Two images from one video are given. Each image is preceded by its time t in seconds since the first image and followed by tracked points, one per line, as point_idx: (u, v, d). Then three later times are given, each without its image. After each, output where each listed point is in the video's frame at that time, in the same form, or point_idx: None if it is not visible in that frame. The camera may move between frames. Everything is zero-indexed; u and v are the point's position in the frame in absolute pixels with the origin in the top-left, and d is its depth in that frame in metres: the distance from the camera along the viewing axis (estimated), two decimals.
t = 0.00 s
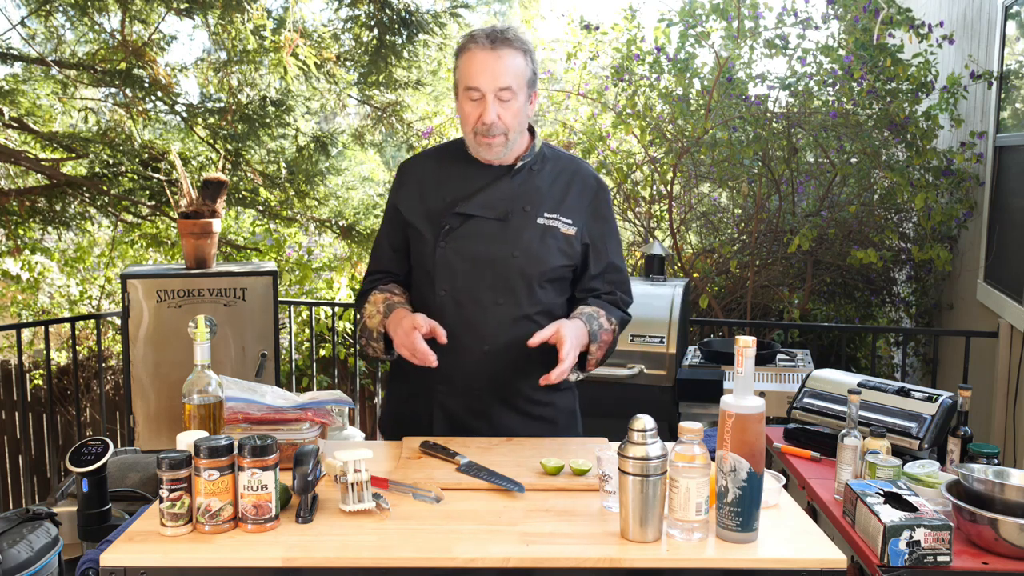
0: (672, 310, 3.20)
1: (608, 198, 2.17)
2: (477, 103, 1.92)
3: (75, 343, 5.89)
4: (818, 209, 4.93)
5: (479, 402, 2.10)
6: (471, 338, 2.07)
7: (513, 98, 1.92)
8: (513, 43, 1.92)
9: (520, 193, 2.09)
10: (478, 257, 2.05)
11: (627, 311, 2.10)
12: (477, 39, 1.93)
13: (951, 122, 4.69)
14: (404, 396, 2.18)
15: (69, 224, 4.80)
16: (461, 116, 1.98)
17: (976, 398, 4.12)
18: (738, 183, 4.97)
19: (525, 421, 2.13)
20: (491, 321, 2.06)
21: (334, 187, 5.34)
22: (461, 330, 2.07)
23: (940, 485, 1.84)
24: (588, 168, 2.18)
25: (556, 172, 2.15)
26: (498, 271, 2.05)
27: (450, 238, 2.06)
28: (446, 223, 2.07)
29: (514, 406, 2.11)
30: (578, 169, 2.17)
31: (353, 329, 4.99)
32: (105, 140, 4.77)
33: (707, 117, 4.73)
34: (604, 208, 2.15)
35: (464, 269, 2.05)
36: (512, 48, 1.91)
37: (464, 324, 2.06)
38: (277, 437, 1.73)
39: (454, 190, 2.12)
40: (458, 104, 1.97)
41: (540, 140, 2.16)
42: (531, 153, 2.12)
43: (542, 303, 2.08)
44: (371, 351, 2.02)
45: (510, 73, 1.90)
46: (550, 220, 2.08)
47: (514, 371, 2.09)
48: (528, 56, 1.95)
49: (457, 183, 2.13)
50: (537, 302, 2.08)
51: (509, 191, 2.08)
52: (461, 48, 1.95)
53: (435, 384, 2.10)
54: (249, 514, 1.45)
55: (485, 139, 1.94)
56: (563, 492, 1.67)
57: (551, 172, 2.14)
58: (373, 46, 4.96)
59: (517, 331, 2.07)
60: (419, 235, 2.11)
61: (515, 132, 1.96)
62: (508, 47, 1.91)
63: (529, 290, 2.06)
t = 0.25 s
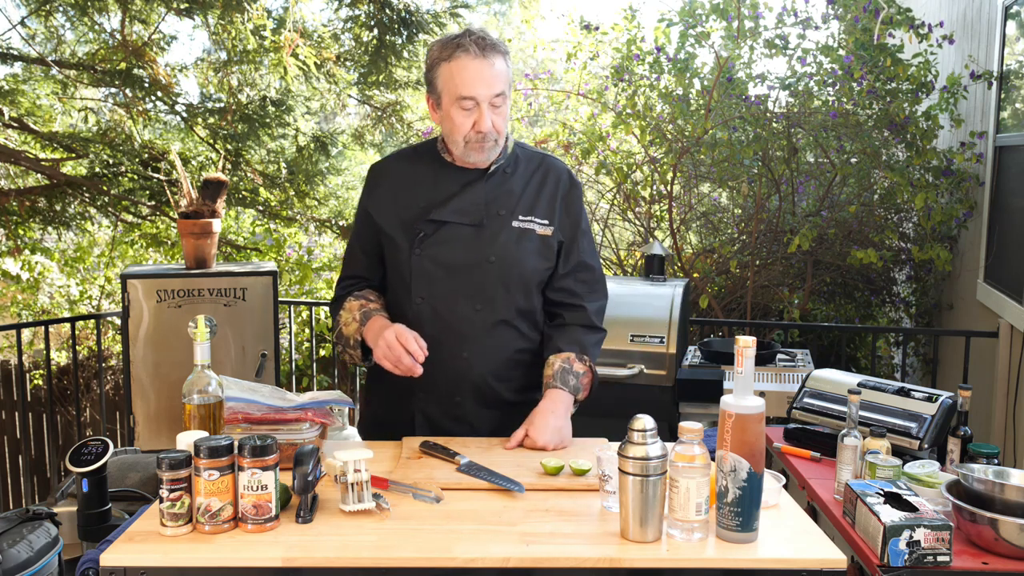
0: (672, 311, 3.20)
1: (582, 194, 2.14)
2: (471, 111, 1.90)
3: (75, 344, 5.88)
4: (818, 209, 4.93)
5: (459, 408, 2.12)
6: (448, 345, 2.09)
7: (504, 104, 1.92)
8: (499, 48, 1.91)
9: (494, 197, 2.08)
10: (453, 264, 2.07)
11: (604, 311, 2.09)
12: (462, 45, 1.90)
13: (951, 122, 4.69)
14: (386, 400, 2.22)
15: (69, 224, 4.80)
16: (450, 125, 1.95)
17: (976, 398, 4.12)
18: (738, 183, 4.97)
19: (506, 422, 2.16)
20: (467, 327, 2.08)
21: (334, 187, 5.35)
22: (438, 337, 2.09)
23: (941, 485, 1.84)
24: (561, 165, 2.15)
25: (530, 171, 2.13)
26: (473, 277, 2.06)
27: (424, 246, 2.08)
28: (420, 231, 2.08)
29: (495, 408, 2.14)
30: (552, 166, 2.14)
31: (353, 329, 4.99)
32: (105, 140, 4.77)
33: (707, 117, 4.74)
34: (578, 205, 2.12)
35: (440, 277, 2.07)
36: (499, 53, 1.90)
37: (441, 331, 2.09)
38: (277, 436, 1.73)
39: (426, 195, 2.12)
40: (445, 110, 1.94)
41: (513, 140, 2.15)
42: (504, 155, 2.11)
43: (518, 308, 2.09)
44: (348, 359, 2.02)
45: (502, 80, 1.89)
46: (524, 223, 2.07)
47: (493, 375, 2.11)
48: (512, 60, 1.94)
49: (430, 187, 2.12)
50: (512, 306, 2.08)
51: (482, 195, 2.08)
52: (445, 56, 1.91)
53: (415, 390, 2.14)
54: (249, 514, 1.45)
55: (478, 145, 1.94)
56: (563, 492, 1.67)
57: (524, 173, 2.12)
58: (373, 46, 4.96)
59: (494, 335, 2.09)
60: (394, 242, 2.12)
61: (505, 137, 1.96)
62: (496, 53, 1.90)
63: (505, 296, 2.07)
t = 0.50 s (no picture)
0: (672, 311, 3.20)
1: (569, 181, 2.14)
2: (465, 110, 1.89)
3: (75, 344, 5.88)
4: (818, 209, 4.93)
5: (465, 410, 2.12)
6: (450, 348, 2.09)
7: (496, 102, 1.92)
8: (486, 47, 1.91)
9: (485, 194, 2.08)
10: (450, 265, 2.06)
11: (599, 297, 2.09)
12: (452, 46, 1.90)
13: (951, 122, 4.69)
14: (389, 406, 2.21)
15: (69, 224, 4.80)
16: (442, 127, 1.94)
17: (976, 398, 4.12)
18: (738, 183, 4.97)
19: (513, 419, 2.17)
20: (469, 328, 2.08)
21: (335, 187, 5.35)
22: (439, 340, 2.09)
23: (941, 485, 1.84)
24: (546, 154, 2.15)
25: (516, 165, 2.13)
26: (471, 277, 2.06)
27: (420, 250, 2.07)
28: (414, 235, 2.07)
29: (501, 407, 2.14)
30: (537, 155, 2.15)
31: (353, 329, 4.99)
32: (105, 140, 4.77)
33: (707, 117, 4.73)
34: (567, 192, 2.12)
35: (438, 280, 2.07)
36: (489, 53, 1.91)
37: (442, 333, 2.09)
38: (277, 436, 1.73)
39: (416, 199, 2.11)
40: (437, 112, 1.93)
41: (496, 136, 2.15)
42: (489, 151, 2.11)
43: (516, 304, 2.09)
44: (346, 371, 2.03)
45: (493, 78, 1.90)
46: (518, 216, 2.07)
47: (497, 373, 2.11)
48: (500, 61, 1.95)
49: (418, 191, 2.12)
50: (511, 303, 2.08)
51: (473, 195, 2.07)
52: (435, 57, 1.91)
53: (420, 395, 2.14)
54: (249, 514, 1.45)
55: (473, 145, 1.93)
56: (563, 492, 1.67)
57: (511, 167, 2.12)
58: (373, 46, 4.97)
59: (495, 334, 2.09)
60: (387, 249, 2.11)
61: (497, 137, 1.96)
62: (486, 53, 1.90)
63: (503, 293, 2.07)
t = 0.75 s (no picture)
0: (672, 311, 3.20)
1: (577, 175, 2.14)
2: (459, 99, 1.89)
3: (75, 344, 5.88)
4: (818, 209, 4.93)
5: (471, 405, 2.11)
6: (456, 341, 2.09)
7: (492, 90, 1.92)
8: (478, 37, 1.92)
9: (490, 186, 2.08)
10: (454, 257, 2.06)
11: (606, 293, 2.07)
12: (443, 38, 1.91)
13: (951, 122, 4.69)
14: (397, 403, 2.21)
15: (69, 224, 4.80)
16: (440, 119, 1.94)
17: (976, 398, 4.12)
18: (738, 183, 4.97)
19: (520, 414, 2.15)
20: (474, 320, 2.07)
21: (335, 187, 5.35)
22: (445, 333, 2.09)
23: (941, 485, 1.84)
24: (553, 148, 2.15)
25: (522, 158, 2.13)
26: (476, 269, 2.06)
27: (425, 242, 2.07)
28: (419, 227, 2.07)
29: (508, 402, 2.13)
30: (544, 150, 2.14)
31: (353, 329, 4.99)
32: (105, 140, 4.77)
33: (707, 117, 4.73)
34: (574, 186, 2.11)
35: (442, 272, 2.07)
36: (480, 43, 1.92)
37: (447, 326, 2.08)
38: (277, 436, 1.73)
39: (422, 192, 2.12)
40: (434, 103, 1.93)
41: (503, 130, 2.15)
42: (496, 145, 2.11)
43: (521, 296, 2.08)
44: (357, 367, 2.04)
45: (487, 65, 1.90)
46: (523, 208, 2.07)
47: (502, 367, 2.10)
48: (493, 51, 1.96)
49: (424, 184, 2.12)
50: (516, 295, 2.08)
51: (477, 187, 2.07)
52: (427, 52, 1.93)
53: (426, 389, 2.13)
54: (249, 514, 1.45)
55: (471, 134, 1.92)
56: (563, 492, 1.67)
57: (517, 160, 2.12)
58: (373, 46, 4.97)
59: (500, 328, 2.08)
60: (393, 242, 2.12)
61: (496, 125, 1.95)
62: (477, 42, 1.91)
63: (508, 285, 2.06)
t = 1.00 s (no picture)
0: (672, 310, 3.20)
1: (589, 178, 2.13)
2: (458, 98, 1.90)
3: (75, 343, 5.87)
4: (818, 209, 4.93)
5: (480, 406, 2.09)
6: (464, 341, 2.06)
7: (490, 89, 1.92)
8: (476, 36, 1.92)
9: (499, 187, 2.07)
10: (463, 256, 2.05)
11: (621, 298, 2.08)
12: (440, 39, 1.92)
13: (951, 122, 4.69)
14: (408, 403, 2.20)
15: (69, 225, 4.80)
16: (440, 119, 1.95)
17: (976, 398, 4.12)
18: (738, 183, 4.97)
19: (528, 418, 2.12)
20: (483, 320, 2.05)
21: (334, 187, 5.34)
22: (453, 332, 2.07)
23: (940, 485, 1.84)
24: (566, 151, 2.14)
25: (534, 159, 2.12)
26: (485, 268, 2.04)
27: (434, 240, 2.06)
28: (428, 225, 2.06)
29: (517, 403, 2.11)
30: (557, 154, 2.14)
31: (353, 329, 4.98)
32: (105, 140, 4.78)
33: (707, 116, 4.73)
34: (587, 190, 2.11)
35: (452, 271, 2.05)
36: (478, 41, 1.92)
37: (455, 325, 2.06)
38: (277, 436, 1.73)
39: (433, 191, 2.12)
40: (434, 104, 1.95)
41: (516, 132, 2.14)
42: (507, 146, 2.10)
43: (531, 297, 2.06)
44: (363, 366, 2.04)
45: (485, 64, 1.90)
46: (533, 210, 2.05)
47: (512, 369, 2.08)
48: (492, 48, 1.96)
49: (435, 183, 2.12)
50: (526, 295, 2.06)
51: (488, 186, 2.06)
52: (426, 53, 1.94)
53: (436, 388, 2.12)
54: (249, 514, 1.45)
55: (471, 132, 1.92)
56: (563, 492, 1.67)
57: (529, 161, 2.11)
58: (373, 46, 4.96)
59: (509, 328, 2.06)
60: (404, 241, 2.12)
61: (497, 123, 1.96)
62: (474, 40, 1.91)
63: (517, 285, 2.04)
